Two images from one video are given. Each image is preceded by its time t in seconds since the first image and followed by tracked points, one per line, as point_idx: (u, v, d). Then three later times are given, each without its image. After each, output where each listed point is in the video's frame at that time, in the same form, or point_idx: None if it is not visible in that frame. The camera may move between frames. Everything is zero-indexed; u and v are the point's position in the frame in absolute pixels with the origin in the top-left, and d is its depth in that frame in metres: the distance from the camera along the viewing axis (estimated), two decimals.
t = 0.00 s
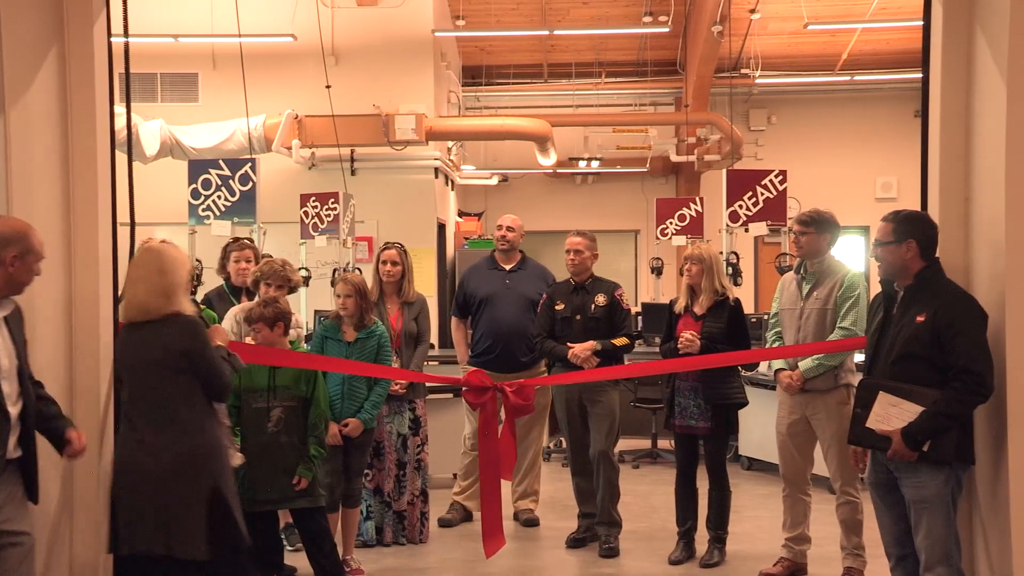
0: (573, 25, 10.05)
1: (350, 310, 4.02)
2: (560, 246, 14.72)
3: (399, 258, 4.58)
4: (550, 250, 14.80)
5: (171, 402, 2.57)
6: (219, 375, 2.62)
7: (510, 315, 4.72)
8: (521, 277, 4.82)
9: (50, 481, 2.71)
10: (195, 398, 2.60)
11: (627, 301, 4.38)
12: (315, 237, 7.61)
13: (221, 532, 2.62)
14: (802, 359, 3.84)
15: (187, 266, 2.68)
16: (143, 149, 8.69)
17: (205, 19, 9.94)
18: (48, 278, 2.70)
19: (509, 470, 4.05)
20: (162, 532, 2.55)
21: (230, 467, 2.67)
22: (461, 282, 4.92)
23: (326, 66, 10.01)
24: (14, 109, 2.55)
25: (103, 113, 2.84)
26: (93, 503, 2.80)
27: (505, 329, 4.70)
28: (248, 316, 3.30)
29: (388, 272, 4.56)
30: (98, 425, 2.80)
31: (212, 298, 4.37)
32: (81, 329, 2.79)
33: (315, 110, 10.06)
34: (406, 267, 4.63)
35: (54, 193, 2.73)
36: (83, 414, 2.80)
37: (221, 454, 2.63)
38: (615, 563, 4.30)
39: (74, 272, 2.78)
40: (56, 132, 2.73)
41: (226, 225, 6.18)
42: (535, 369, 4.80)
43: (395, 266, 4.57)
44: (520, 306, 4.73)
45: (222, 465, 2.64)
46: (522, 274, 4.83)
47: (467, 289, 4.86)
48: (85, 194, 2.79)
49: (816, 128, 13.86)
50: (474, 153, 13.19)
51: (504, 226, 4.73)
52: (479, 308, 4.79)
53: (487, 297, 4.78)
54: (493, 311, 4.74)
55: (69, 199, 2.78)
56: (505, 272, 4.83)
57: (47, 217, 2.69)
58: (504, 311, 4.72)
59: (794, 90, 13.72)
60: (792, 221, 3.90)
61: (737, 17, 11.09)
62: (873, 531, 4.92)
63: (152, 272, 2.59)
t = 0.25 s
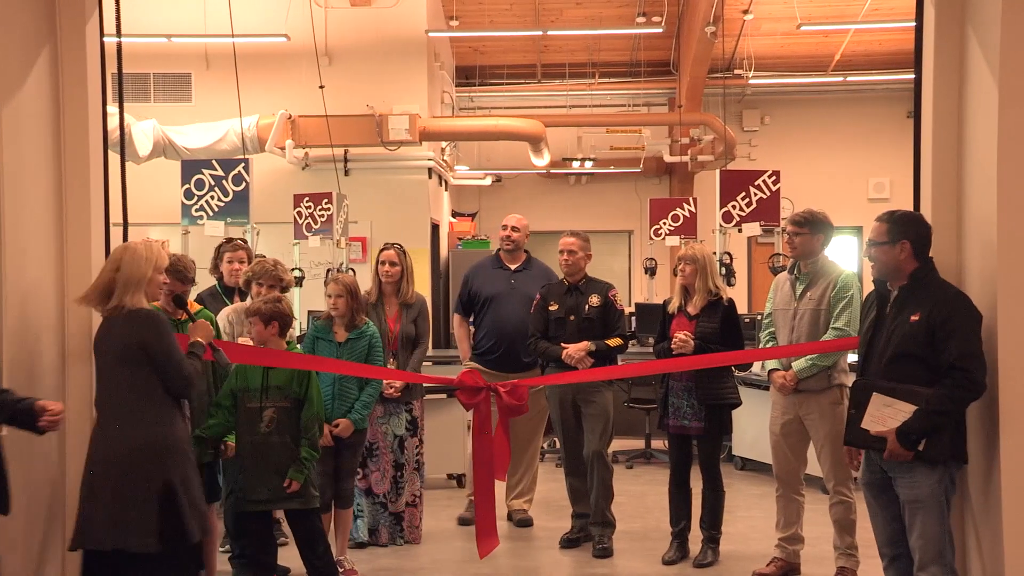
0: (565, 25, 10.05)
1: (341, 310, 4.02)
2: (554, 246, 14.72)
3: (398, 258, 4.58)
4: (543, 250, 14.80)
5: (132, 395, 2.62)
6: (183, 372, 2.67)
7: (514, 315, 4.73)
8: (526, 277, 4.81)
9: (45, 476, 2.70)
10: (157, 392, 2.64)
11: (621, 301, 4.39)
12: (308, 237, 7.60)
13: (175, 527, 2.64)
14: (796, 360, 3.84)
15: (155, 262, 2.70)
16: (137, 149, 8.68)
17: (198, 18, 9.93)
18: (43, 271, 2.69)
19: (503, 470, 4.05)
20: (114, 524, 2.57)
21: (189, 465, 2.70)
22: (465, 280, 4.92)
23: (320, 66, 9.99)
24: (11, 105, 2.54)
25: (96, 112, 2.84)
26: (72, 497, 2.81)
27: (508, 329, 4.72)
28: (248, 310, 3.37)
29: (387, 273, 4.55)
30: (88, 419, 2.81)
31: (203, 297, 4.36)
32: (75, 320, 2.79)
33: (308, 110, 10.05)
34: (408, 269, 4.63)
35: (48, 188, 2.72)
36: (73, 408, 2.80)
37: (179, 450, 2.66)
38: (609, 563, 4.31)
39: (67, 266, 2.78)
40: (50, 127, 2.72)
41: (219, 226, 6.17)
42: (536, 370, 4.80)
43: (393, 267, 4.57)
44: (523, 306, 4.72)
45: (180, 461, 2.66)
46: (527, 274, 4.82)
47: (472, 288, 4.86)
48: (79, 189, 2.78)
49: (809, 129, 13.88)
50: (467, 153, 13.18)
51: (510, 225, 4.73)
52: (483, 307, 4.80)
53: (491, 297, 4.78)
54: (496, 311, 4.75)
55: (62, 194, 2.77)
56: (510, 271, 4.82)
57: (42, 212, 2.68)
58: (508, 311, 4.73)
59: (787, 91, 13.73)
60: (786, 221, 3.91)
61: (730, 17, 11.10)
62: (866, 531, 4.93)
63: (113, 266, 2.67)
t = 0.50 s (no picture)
0: (561, 26, 10.04)
1: (334, 311, 4.02)
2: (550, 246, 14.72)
3: (397, 259, 4.58)
4: (539, 250, 14.81)
5: (112, 395, 2.65)
6: (163, 376, 2.69)
7: (512, 317, 4.74)
8: (525, 278, 4.82)
9: (40, 476, 2.69)
10: (136, 395, 2.67)
11: (616, 302, 4.39)
12: (304, 237, 7.59)
13: (144, 530, 2.65)
14: (792, 360, 3.85)
15: (148, 263, 2.73)
16: (132, 149, 8.67)
17: (194, 19, 9.92)
18: (39, 270, 2.68)
19: (498, 470, 4.04)
20: (84, 525, 2.58)
21: (166, 469, 2.71)
22: (464, 279, 4.92)
23: (316, 66, 9.98)
24: (7, 104, 2.53)
25: (91, 110, 2.84)
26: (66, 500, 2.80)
27: (506, 330, 4.73)
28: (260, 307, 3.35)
29: (385, 274, 4.55)
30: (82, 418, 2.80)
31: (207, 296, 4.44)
32: (71, 318, 2.79)
33: (304, 110, 10.05)
34: (406, 267, 4.62)
35: (44, 187, 2.71)
36: (68, 408, 2.79)
37: (154, 453, 2.68)
38: (605, 563, 4.30)
39: (62, 264, 2.77)
40: (46, 125, 2.72)
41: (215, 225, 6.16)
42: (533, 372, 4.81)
43: (391, 267, 4.57)
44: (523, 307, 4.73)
45: (155, 465, 2.68)
46: (527, 275, 4.82)
47: (471, 287, 4.86)
48: (74, 188, 2.77)
49: (805, 130, 13.89)
50: (463, 153, 13.18)
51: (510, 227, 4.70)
52: (482, 308, 4.80)
53: (491, 297, 4.78)
54: (495, 311, 4.75)
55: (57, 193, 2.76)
56: (510, 272, 4.83)
57: (38, 211, 2.67)
58: (506, 312, 4.74)
59: (783, 91, 13.75)
60: (783, 221, 3.91)
61: (726, 18, 11.11)
62: (862, 531, 4.94)
63: (108, 265, 2.72)
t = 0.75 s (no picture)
0: (559, 26, 10.03)
1: (331, 312, 4.01)
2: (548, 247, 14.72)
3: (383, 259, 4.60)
4: (537, 251, 14.80)
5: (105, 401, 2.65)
6: (156, 383, 2.67)
7: (507, 318, 4.73)
8: (520, 279, 4.79)
9: (35, 477, 2.67)
10: (130, 401, 2.67)
11: (613, 302, 4.39)
12: (302, 238, 7.59)
13: (129, 537, 2.65)
14: (790, 360, 3.85)
15: (157, 264, 2.74)
16: (129, 149, 8.66)
17: (191, 19, 9.92)
18: (35, 271, 2.67)
19: (497, 470, 4.06)
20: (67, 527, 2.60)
21: (158, 476, 2.69)
22: (459, 279, 4.91)
23: (313, 66, 9.98)
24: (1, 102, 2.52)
25: (88, 110, 2.82)
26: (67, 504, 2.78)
27: (500, 332, 4.72)
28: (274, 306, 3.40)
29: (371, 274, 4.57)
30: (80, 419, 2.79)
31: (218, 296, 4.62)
32: (67, 319, 2.78)
33: (301, 111, 10.04)
34: (393, 264, 4.63)
35: (40, 188, 2.70)
36: (65, 410, 2.78)
37: (144, 460, 2.66)
38: (603, 564, 4.30)
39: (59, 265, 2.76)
40: (42, 127, 2.71)
41: (212, 226, 6.16)
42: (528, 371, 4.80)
43: (377, 266, 4.59)
44: (515, 308, 4.72)
45: (145, 472, 2.66)
46: (521, 276, 4.79)
47: (466, 288, 4.85)
48: (71, 188, 2.76)
49: (803, 130, 13.90)
50: (461, 154, 13.19)
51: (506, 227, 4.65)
52: (476, 309, 4.79)
53: (484, 298, 4.77)
54: (490, 312, 4.74)
55: (55, 194, 2.75)
56: (504, 273, 4.80)
57: (34, 213, 2.66)
58: (500, 313, 4.73)
59: (781, 92, 13.75)
60: (781, 222, 3.91)
61: (724, 18, 11.11)
62: (860, 531, 4.94)
63: (117, 263, 2.71)
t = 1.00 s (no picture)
0: (559, 25, 10.00)
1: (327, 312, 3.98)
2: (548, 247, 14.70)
3: (369, 260, 4.62)
4: (537, 251, 14.77)
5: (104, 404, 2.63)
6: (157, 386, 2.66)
7: (495, 316, 4.70)
8: (509, 277, 4.78)
9: (34, 480, 2.63)
10: (131, 404, 2.65)
11: (613, 302, 4.37)
12: (302, 238, 7.56)
13: (130, 541, 2.63)
14: (791, 361, 3.82)
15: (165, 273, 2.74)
16: (128, 149, 8.64)
17: (190, 18, 9.90)
18: (33, 271, 2.63)
19: (497, 472, 4.03)
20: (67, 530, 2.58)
21: (158, 480, 2.68)
22: (450, 282, 4.90)
23: (313, 65, 9.96)
24: None
25: (87, 110, 2.79)
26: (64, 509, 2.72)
27: (489, 330, 4.69)
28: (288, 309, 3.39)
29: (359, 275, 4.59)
30: (80, 423, 2.74)
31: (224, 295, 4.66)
32: (65, 320, 2.73)
33: (301, 110, 10.02)
34: (378, 268, 4.66)
35: (38, 187, 2.66)
36: (63, 412, 2.73)
37: (145, 464, 2.65)
38: (603, 565, 4.28)
39: (57, 265, 2.72)
40: (39, 125, 2.67)
41: (211, 226, 6.13)
42: (519, 369, 4.76)
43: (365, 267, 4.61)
44: (504, 306, 4.70)
45: (147, 476, 2.65)
46: (510, 274, 4.79)
47: (455, 289, 4.83)
48: (69, 187, 2.72)
49: (804, 130, 13.88)
50: (461, 154, 13.16)
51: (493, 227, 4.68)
52: (466, 309, 4.77)
53: (473, 298, 4.76)
54: (478, 311, 4.72)
55: (52, 193, 2.71)
56: (493, 272, 4.79)
57: (32, 213, 2.62)
58: (488, 311, 4.70)
59: (781, 91, 13.72)
60: (782, 221, 3.89)
61: (725, 17, 11.08)
62: (861, 532, 4.91)
63: (140, 266, 2.70)
